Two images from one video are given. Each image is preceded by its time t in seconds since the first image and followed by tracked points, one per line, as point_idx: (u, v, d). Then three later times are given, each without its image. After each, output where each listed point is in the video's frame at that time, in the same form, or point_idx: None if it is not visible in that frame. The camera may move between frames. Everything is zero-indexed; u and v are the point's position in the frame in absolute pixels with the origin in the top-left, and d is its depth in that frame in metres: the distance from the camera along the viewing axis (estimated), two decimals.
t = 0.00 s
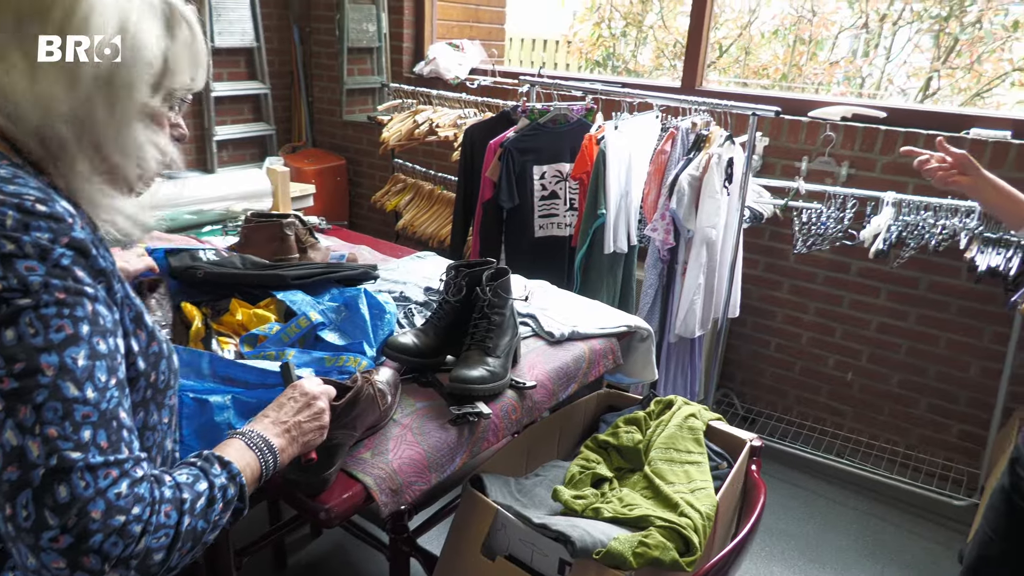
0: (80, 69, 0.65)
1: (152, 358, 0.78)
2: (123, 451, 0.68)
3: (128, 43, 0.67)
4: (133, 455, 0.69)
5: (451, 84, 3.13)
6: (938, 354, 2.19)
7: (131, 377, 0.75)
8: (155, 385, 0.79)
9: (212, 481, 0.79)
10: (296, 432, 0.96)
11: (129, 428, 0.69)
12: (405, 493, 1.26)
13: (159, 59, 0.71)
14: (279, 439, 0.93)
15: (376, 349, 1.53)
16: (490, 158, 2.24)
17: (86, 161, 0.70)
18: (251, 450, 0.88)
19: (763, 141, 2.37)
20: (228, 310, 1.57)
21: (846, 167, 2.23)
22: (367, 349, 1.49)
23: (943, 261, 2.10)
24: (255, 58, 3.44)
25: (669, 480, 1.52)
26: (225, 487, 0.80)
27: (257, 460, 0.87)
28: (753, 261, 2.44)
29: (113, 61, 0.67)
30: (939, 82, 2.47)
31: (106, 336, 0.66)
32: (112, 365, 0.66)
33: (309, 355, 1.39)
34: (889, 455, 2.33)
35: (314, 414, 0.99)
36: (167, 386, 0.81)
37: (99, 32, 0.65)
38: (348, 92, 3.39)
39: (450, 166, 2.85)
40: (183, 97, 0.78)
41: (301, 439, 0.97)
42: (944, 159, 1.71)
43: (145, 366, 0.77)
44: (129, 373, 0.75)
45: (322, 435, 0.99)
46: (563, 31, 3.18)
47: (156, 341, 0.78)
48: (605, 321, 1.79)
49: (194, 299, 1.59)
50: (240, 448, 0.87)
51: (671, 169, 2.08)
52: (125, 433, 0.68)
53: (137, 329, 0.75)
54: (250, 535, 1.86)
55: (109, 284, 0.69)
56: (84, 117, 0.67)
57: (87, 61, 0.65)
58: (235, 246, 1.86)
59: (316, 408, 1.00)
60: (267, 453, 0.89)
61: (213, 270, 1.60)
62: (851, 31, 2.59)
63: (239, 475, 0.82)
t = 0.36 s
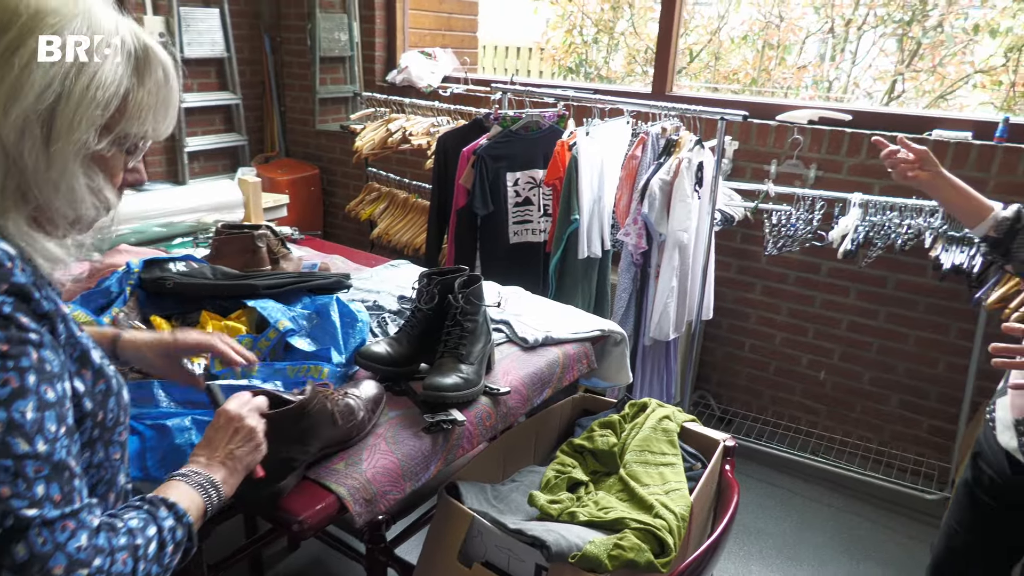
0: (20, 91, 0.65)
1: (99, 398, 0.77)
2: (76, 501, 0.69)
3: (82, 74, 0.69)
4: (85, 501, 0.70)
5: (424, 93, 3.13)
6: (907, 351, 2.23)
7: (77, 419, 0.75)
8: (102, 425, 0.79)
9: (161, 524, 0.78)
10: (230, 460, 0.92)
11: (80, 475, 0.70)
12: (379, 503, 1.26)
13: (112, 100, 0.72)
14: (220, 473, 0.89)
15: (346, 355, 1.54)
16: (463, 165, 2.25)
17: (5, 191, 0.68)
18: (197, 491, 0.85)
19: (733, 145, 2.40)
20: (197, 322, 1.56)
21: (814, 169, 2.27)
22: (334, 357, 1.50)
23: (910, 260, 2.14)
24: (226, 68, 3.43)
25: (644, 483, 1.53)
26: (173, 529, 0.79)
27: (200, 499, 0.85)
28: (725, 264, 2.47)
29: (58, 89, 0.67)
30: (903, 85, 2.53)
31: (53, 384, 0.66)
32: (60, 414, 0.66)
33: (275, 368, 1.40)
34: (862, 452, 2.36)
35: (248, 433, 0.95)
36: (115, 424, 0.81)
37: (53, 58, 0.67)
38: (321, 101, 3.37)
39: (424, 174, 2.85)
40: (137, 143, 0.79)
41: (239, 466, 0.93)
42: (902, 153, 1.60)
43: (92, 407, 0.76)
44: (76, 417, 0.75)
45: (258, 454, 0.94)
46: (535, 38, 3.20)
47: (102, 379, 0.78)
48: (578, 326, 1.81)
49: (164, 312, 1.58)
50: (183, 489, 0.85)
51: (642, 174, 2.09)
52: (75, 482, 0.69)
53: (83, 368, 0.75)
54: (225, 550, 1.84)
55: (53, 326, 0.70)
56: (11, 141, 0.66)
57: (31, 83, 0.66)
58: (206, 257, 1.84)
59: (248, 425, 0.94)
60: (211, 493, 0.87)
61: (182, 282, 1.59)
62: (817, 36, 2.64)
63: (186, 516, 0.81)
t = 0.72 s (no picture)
0: (72, 156, 0.72)
1: (54, 445, 0.82)
2: (10, 539, 0.72)
3: (132, 149, 0.77)
4: (21, 542, 0.73)
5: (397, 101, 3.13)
6: (879, 349, 2.26)
7: (27, 462, 0.79)
8: (53, 473, 0.83)
9: (93, 561, 0.78)
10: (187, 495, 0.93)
11: (20, 517, 0.74)
12: (355, 513, 1.25)
13: (150, 176, 0.80)
14: (169, 507, 0.90)
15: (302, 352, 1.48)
16: (438, 173, 2.25)
17: (31, 238, 0.74)
18: (145, 529, 0.86)
19: (705, 149, 2.43)
20: (166, 336, 1.54)
21: (784, 171, 2.30)
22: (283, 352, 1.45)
23: (878, 260, 2.18)
24: (197, 78, 3.41)
25: (621, 486, 1.54)
26: (109, 565, 0.79)
27: (151, 536, 0.86)
28: (700, 266, 2.49)
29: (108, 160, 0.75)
30: (871, 88, 2.58)
31: (4, 412, 0.72)
32: (8, 446, 0.72)
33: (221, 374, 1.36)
34: (838, 450, 2.39)
35: (199, 467, 0.97)
36: (68, 475, 0.85)
37: (110, 130, 0.75)
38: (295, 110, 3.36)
39: (399, 182, 2.85)
40: (155, 215, 0.86)
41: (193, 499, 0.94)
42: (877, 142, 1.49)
43: (44, 453, 0.81)
44: (26, 460, 0.79)
45: (214, 485, 0.96)
46: (509, 45, 3.21)
47: (60, 425, 0.83)
48: (553, 331, 1.81)
49: (131, 325, 1.56)
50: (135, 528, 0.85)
51: (615, 179, 2.10)
52: (13, 522, 0.73)
53: (41, 411, 0.80)
54: (200, 566, 1.82)
55: (13, 359, 0.76)
56: (50, 200, 0.73)
57: (84, 149, 0.73)
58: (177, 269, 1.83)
59: (197, 459, 0.98)
60: (160, 528, 0.87)
61: (152, 295, 1.58)
62: (786, 41, 2.68)
63: (126, 551, 0.81)
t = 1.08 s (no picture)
0: (68, 185, 0.82)
1: (23, 464, 0.85)
2: None
3: (120, 180, 0.87)
4: None
5: (366, 110, 3.12)
6: (844, 350, 2.30)
7: None
8: (19, 494, 0.84)
9: None
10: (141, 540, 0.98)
11: None
12: (322, 527, 1.24)
13: (135, 207, 0.89)
14: (135, 555, 0.96)
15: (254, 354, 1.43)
16: (407, 181, 2.24)
17: (25, 259, 0.81)
18: None
19: (673, 155, 2.46)
20: (128, 350, 1.51)
21: (750, 177, 2.34)
22: (235, 356, 1.39)
23: (842, 262, 2.22)
24: (162, 88, 3.36)
25: (591, 492, 1.55)
26: None
27: None
28: (669, 271, 2.52)
29: (99, 189, 0.84)
30: (834, 94, 2.63)
31: None
32: None
33: (174, 389, 1.33)
34: (807, 450, 2.43)
35: (157, 510, 1.01)
36: (34, 497, 0.87)
37: (102, 163, 0.85)
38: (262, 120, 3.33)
39: (368, 191, 2.84)
40: (132, 246, 0.95)
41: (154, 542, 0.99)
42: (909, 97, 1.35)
43: (14, 470, 0.83)
44: None
45: (172, 524, 1.01)
46: (478, 53, 3.22)
47: (30, 446, 0.86)
48: (523, 338, 1.81)
49: (91, 341, 1.53)
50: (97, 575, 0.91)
51: (583, 186, 2.13)
52: None
53: (12, 430, 0.83)
54: None
55: None
56: (45, 224, 0.81)
57: (79, 179, 0.83)
58: (140, 282, 1.80)
59: (152, 500, 1.01)
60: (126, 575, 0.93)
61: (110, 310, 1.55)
62: (751, 49, 2.72)
63: None
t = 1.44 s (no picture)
0: (27, 200, 0.82)
1: None
2: None
3: (80, 193, 0.87)
4: None
5: (336, 120, 3.12)
6: (813, 356, 2.33)
7: None
8: None
9: None
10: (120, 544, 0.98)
11: None
12: (288, 547, 1.22)
13: (95, 219, 0.90)
14: (110, 560, 0.96)
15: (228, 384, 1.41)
16: (377, 192, 2.24)
17: None
18: None
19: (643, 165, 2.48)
20: (90, 368, 1.47)
21: (718, 186, 2.37)
22: (207, 388, 1.35)
23: (809, 270, 2.25)
24: (128, 98, 3.31)
25: (562, 504, 1.54)
26: None
27: None
28: (641, 280, 2.53)
29: (59, 203, 0.85)
30: (800, 103, 2.66)
31: None
32: None
33: (141, 415, 1.30)
34: (777, 456, 2.45)
35: (138, 516, 1.01)
36: None
37: (61, 176, 0.85)
38: (230, 130, 3.37)
39: (339, 203, 2.83)
40: (94, 257, 0.95)
41: (133, 549, 0.99)
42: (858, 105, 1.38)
43: None
44: None
45: (153, 533, 1.01)
46: (450, 62, 3.22)
47: None
48: (493, 350, 1.81)
49: (51, 359, 1.50)
50: None
51: (554, 197, 2.12)
52: None
53: None
54: None
55: None
56: (3, 240, 0.81)
57: (38, 193, 0.83)
58: (103, 298, 1.77)
59: (134, 508, 1.01)
60: None
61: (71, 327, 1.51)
62: (719, 59, 2.76)
63: None
